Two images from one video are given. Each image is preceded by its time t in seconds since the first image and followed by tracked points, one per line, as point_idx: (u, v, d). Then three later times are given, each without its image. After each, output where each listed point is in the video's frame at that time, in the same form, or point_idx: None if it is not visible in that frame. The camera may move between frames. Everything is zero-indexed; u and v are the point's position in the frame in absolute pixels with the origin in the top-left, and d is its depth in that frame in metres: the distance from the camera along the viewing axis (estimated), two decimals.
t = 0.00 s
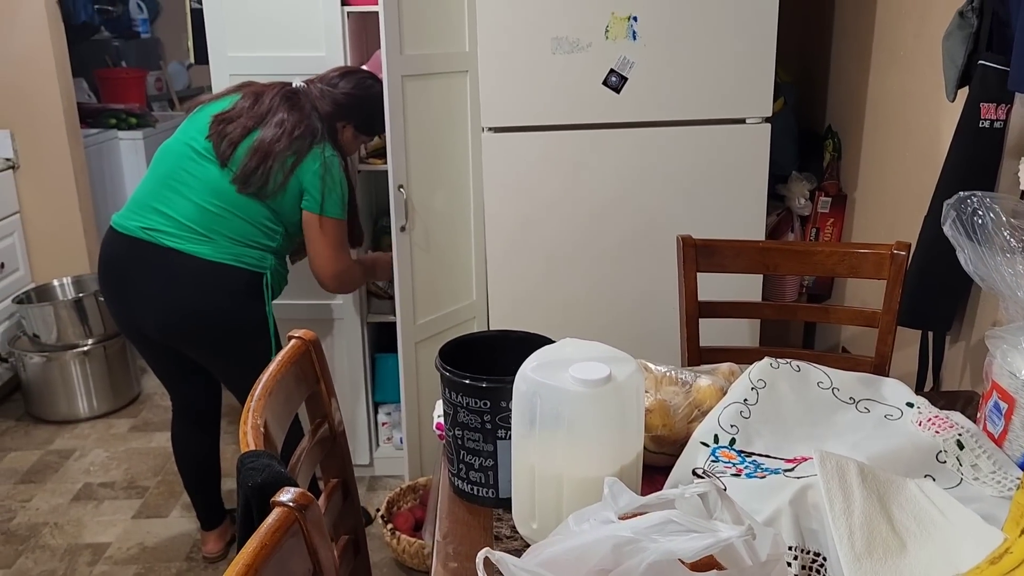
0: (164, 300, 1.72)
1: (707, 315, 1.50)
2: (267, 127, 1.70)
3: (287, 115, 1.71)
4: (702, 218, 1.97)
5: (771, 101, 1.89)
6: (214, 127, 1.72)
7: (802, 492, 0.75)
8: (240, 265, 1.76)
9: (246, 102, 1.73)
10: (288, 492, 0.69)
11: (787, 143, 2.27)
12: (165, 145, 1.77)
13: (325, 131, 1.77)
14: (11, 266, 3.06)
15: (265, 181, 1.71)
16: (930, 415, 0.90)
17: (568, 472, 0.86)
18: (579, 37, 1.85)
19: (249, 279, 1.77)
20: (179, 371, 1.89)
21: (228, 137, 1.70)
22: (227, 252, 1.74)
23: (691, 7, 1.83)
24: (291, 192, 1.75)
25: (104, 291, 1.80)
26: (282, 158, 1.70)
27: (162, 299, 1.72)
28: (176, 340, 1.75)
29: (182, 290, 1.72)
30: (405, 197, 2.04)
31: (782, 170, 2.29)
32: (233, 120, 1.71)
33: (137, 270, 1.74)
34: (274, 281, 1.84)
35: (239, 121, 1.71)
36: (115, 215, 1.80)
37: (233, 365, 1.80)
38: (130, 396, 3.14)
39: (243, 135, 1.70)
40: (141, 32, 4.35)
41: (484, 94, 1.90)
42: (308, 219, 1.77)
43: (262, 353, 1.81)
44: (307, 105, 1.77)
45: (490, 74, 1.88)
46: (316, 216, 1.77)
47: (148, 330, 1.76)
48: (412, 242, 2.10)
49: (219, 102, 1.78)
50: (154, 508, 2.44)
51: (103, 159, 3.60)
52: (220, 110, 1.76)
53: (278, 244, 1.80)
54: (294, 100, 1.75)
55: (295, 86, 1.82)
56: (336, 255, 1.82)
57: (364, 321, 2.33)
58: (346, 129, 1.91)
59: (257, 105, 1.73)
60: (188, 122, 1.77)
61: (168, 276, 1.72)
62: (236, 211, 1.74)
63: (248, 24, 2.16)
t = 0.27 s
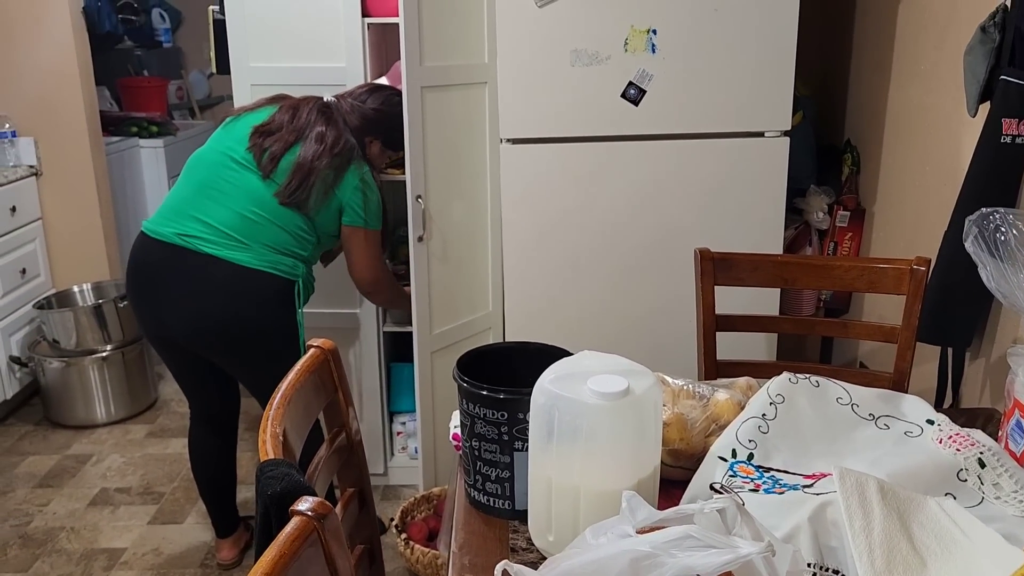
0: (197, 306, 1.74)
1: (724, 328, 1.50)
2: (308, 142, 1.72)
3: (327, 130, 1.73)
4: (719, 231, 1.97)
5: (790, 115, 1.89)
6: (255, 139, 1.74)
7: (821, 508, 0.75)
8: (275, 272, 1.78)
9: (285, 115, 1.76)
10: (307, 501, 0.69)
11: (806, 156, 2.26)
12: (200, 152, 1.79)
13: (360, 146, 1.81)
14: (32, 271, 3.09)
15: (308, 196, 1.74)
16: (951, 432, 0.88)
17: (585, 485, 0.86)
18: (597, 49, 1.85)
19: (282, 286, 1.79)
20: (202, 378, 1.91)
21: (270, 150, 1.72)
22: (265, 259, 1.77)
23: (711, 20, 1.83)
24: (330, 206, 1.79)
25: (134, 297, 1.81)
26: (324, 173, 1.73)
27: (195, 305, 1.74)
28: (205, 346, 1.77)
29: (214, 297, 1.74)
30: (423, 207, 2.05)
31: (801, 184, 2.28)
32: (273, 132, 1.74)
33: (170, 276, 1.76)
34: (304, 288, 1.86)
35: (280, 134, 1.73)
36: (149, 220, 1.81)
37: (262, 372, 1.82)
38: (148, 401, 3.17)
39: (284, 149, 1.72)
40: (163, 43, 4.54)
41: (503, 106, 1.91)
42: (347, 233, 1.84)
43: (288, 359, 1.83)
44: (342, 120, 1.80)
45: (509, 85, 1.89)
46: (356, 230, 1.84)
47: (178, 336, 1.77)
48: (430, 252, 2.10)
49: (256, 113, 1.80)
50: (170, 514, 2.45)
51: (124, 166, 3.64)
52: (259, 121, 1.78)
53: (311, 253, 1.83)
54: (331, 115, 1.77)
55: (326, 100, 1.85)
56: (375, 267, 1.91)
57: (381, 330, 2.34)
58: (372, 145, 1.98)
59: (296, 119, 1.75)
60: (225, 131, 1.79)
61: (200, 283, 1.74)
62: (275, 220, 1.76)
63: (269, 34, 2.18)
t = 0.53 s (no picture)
0: (221, 304, 1.74)
1: (739, 332, 1.50)
2: (333, 144, 1.74)
3: (352, 132, 1.75)
4: (733, 235, 1.96)
5: (805, 118, 1.88)
6: (281, 140, 1.75)
7: (840, 514, 0.74)
8: (300, 271, 1.79)
9: (310, 117, 1.77)
10: (324, 502, 0.69)
11: (820, 160, 2.26)
12: (225, 152, 1.80)
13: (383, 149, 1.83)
14: (47, 271, 3.11)
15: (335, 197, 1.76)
16: (970, 438, 0.88)
17: (601, 488, 0.85)
18: (612, 52, 1.85)
19: (305, 285, 1.81)
20: (220, 377, 1.91)
21: (296, 151, 1.74)
22: (291, 258, 1.78)
23: (726, 23, 1.83)
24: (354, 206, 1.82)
25: (156, 295, 1.81)
26: (350, 175, 1.75)
27: (219, 302, 1.74)
28: (227, 344, 1.77)
29: (239, 296, 1.74)
30: (437, 209, 2.05)
31: (815, 188, 2.27)
32: (299, 134, 1.75)
33: (194, 274, 1.76)
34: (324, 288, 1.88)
35: (306, 136, 1.74)
36: (172, 218, 1.81)
37: (283, 370, 1.83)
38: (160, 401, 3.18)
39: (310, 150, 1.74)
40: (178, 44, 4.57)
41: (517, 108, 1.91)
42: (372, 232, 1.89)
43: (308, 358, 1.84)
44: (364, 123, 1.82)
45: (523, 88, 1.89)
46: (379, 229, 1.88)
47: (200, 335, 1.78)
48: (443, 254, 2.11)
49: (280, 114, 1.82)
50: (181, 514, 2.46)
51: (138, 167, 3.66)
52: (283, 122, 1.80)
53: (333, 253, 1.85)
54: (354, 117, 1.79)
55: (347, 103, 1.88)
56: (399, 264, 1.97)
57: (393, 331, 2.35)
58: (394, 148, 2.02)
59: (321, 120, 1.76)
60: (250, 132, 1.80)
61: (224, 281, 1.74)
62: (301, 219, 1.77)
63: (284, 36, 2.19)
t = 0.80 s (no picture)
0: (231, 302, 1.74)
1: (745, 334, 1.50)
2: (342, 144, 1.74)
3: (360, 132, 1.75)
4: (740, 236, 1.96)
5: (813, 119, 1.88)
6: (290, 138, 1.76)
7: (849, 519, 0.74)
8: (308, 269, 1.79)
9: (318, 116, 1.77)
10: (332, 505, 0.69)
11: (826, 161, 2.25)
12: (233, 151, 1.80)
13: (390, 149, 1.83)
14: (52, 269, 3.12)
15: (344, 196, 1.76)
16: (980, 442, 0.87)
17: (608, 491, 0.85)
18: (618, 53, 1.85)
19: (314, 284, 1.80)
20: (228, 377, 1.90)
21: (305, 150, 1.74)
22: (300, 256, 1.78)
23: (733, 23, 1.82)
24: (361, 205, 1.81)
25: (165, 293, 1.81)
26: (358, 174, 1.75)
27: (229, 300, 1.74)
28: (236, 342, 1.77)
29: (248, 293, 1.74)
30: (442, 209, 2.05)
31: (821, 189, 2.26)
32: (307, 133, 1.76)
33: (203, 272, 1.76)
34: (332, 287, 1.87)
35: (315, 135, 1.75)
36: (182, 217, 1.81)
37: (291, 369, 1.83)
38: (165, 400, 3.18)
39: (319, 149, 1.74)
40: (183, 43, 4.59)
41: (523, 109, 1.90)
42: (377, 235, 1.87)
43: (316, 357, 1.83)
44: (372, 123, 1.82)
45: (530, 88, 1.89)
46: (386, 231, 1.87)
47: (209, 332, 1.77)
48: (448, 254, 2.10)
49: (289, 114, 1.82)
50: (186, 513, 2.46)
51: (143, 165, 3.66)
52: (292, 121, 1.80)
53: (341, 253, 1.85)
54: (362, 117, 1.79)
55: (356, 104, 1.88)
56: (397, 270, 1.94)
57: (397, 331, 2.34)
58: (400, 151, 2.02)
59: (329, 120, 1.77)
60: (260, 130, 1.81)
61: (233, 279, 1.74)
62: (310, 218, 1.77)
63: (290, 36, 2.19)
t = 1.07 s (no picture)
0: (233, 308, 1.74)
1: (751, 340, 1.49)
2: (345, 151, 1.74)
3: (364, 140, 1.75)
4: (745, 242, 1.96)
5: (818, 125, 1.88)
6: (293, 145, 1.76)
7: (858, 529, 0.73)
8: (311, 276, 1.79)
9: (321, 123, 1.77)
10: (341, 512, 0.69)
11: (831, 167, 2.25)
12: (237, 157, 1.80)
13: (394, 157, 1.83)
14: (57, 273, 3.12)
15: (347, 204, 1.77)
16: (989, 452, 0.87)
17: (617, 501, 0.85)
18: (624, 58, 1.85)
19: (316, 290, 1.80)
20: (230, 382, 1.90)
21: (308, 157, 1.74)
22: (303, 263, 1.78)
23: (739, 29, 1.82)
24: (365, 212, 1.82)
25: (167, 299, 1.81)
26: (362, 182, 1.75)
27: (230, 307, 1.74)
28: (238, 348, 1.77)
29: (250, 299, 1.74)
30: (447, 214, 2.05)
31: (827, 195, 2.26)
32: (310, 140, 1.75)
33: (205, 279, 1.76)
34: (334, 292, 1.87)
35: (318, 143, 1.74)
36: (185, 222, 1.82)
37: (293, 375, 1.83)
38: (168, 404, 3.19)
39: (322, 157, 1.74)
40: (188, 46, 4.60)
41: (528, 114, 1.90)
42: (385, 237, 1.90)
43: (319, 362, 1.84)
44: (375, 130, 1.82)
45: (536, 94, 1.89)
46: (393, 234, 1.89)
47: (211, 338, 1.77)
48: (453, 259, 2.10)
49: (292, 120, 1.82)
50: (189, 517, 2.46)
51: (148, 169, 3.67)
52: (295, 128, 1.80)
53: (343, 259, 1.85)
54: (366, 124, 1.79)
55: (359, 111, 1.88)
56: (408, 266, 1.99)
57: (402, 336, 2.34)
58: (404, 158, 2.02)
59: (332, 127, 1.76)
60: (262, 137, 1.81)
61: (236, 285, 1.74)
62: (312, 225, 1.77)
63: (295, 41, 2.19)
